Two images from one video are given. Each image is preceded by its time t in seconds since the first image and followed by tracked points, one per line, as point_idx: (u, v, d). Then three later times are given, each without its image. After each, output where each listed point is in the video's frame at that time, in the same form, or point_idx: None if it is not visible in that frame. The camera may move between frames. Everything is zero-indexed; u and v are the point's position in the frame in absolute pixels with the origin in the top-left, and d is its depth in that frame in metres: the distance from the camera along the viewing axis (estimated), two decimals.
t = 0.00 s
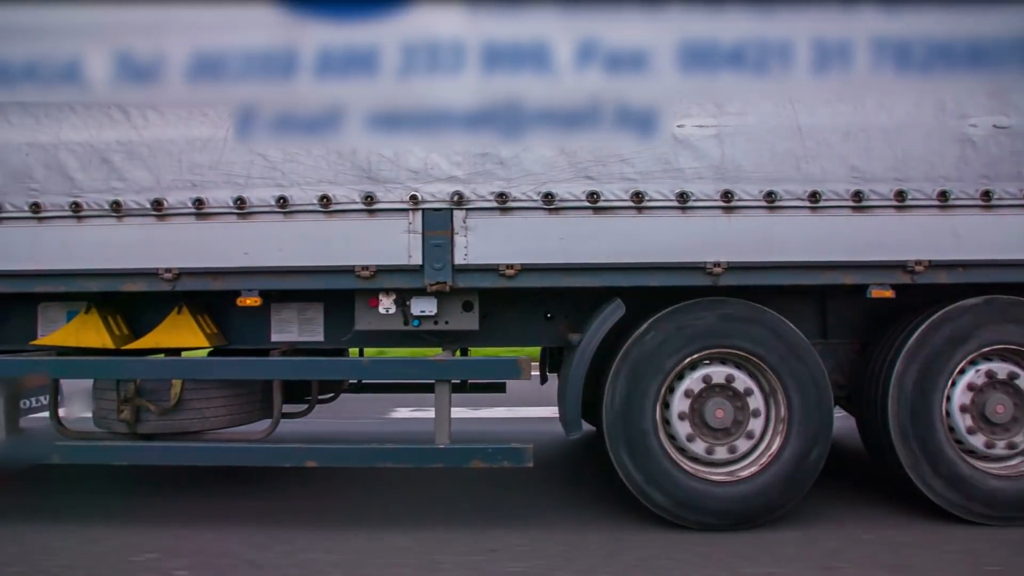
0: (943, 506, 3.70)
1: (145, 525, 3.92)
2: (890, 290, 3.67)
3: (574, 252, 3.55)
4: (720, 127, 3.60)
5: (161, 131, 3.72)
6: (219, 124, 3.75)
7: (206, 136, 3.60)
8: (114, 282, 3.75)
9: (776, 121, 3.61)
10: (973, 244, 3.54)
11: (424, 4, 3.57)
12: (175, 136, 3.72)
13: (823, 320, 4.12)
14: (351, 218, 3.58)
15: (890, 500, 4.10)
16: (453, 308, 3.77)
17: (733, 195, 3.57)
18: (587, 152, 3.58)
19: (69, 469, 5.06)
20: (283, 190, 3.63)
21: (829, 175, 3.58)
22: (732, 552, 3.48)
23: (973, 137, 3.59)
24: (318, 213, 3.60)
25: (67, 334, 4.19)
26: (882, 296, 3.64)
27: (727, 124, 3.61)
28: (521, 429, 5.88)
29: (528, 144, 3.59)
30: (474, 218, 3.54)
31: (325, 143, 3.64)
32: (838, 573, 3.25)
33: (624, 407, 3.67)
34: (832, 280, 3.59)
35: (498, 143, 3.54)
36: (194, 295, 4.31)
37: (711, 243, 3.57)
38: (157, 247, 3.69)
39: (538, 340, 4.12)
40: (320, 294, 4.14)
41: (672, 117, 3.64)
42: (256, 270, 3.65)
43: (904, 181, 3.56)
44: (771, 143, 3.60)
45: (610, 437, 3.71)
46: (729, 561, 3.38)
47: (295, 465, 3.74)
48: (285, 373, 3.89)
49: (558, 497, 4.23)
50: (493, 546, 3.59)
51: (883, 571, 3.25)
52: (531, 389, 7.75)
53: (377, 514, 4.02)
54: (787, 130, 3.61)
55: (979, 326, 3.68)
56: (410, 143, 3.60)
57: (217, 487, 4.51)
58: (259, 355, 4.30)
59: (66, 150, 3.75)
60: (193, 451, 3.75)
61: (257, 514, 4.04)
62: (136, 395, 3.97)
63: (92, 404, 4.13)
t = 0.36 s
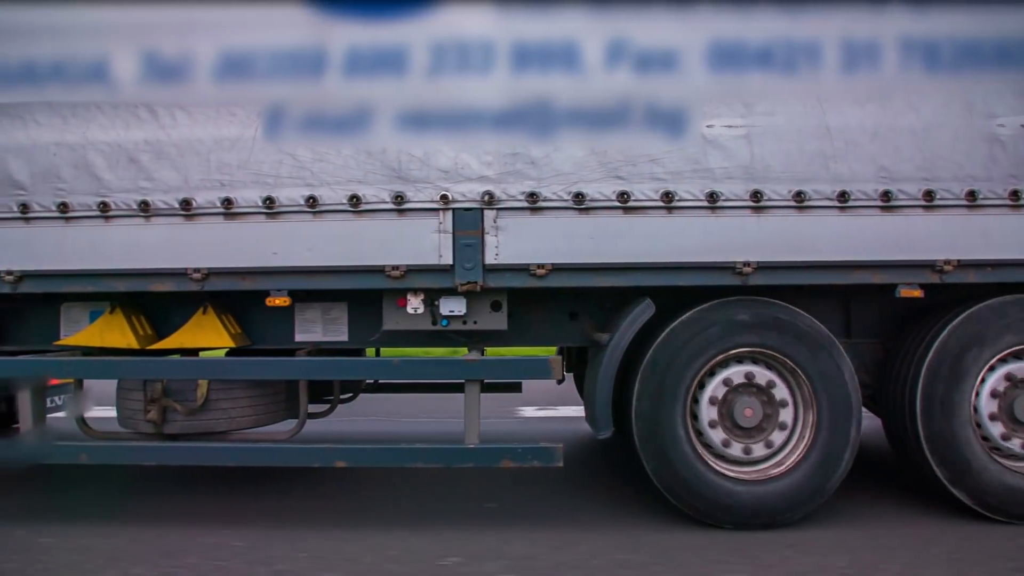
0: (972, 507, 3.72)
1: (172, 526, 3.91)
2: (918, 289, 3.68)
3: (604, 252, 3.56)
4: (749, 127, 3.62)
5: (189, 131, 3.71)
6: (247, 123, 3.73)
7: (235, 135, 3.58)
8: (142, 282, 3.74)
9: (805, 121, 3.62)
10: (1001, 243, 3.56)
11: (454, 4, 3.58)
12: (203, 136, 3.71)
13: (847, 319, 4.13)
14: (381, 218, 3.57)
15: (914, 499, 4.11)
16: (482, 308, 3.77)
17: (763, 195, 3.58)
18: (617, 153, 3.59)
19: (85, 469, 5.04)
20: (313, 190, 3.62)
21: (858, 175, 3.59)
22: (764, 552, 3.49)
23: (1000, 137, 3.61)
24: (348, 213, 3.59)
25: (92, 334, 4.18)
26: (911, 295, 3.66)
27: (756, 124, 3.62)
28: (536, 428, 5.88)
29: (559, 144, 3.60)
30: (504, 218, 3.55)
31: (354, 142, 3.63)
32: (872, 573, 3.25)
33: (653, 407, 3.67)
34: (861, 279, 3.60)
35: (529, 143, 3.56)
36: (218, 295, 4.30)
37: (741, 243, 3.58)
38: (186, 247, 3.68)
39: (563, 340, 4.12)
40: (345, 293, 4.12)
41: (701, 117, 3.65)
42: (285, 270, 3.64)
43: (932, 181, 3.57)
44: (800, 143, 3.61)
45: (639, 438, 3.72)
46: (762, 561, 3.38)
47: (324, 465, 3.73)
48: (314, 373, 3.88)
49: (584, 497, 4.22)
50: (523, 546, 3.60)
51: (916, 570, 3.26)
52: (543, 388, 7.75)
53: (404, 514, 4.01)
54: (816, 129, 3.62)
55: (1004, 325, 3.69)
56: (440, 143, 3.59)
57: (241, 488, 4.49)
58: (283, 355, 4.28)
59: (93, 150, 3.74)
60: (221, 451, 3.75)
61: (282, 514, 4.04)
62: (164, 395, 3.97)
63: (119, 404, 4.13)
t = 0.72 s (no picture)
0: (1001, 507, 3.74)
1: (198, 527, 3.91)
2: (946, 289, 3.70)
3: (635, 252, 3.57)
4: (779, 128, 3.62)
5: (217, 130, 3.69)
6: (275, 123, 3.72)
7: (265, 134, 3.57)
8: (171, 282, 3.72)
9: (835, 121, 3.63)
10: None
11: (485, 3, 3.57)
12: (232, 135, 3.70)
13: (870, 319, 4.13)
14: (411, 218, 3.56)
15: (938, 499, 4.12)
16: (510, 308, 3.78)
17: (792, 195, 3.59)
18: (647, 153, 3.61)
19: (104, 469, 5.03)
20: (342, 189, 3.60)
21: (886, 175, 3.60)
22: (794, 552, 3.49)
23: None
24: (377, 213, 3.58)
25: (116, 334, 4.19)
26: (940, 295, 3.67)
27: (786, 124, 3.63)
28: (553, 427, 5.88)
29: (589, 144, 3.61)
30: (535, 218, 3.55)
31: (383, 142, 3.62)
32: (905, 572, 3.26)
33: (683, 409, 3.68)
34: (889, 279, 3.61)
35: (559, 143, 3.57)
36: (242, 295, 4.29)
37: (770, 243, 3.59)
38: (214, 247, 3.66)
39: (588, 340, 4.13)
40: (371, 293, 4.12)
41: (731, 117, 3.66)
42: (315, 270, 3.61)
43: (960, 181, 3.59)
44: (829, 143, 3.62)
45: (668, 438, 3.73)
46: (794, 561, 3.38)
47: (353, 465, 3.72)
48: (343, 373, 3.89)
49: (609, 496, 4.23)
50: (553, 546, 3.60)
51: (949, 570, 3.26)
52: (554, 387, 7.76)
53: (431, 514, 4.01)
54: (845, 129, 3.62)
55: None
56: (471, 143, 3.59)
57: (264, 488, 4.49)
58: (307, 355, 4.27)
59: (121, 149, 3.73)
60: (249, 451, 3.75)
61: (308, 514, 4.04)
62: (190, 395, 3.96)
63: (144, 404, 4.12)
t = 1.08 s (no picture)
0: None
1: (224, 527, 3.90)
2: (975, 289, 3.72)
3: (665, 252, 3.58)
4: (808, 128, 3.63)
5: (246, 129, 3.68)
6: (304, 121, 3.71)
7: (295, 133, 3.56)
8: (199, 281, 3.73)
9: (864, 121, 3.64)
10: None
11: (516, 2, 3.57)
12: (261, 134, 3.69)
13: (894, 317, 4.12)
14: (441, 217, 3.56)
15: (962, 499, 4.13)
16: (539, 307, 3.79)
17: (822, 195, 3.60)
18: (677, 152, 3.62)
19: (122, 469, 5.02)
20: (372, 188, 3.59)
21: (915, 175, 3.61)
22: (825, 551, 3.49)
23: None
24: (407, 212, 3.58)
25: (141, 333, 4.19)
26: (968, 294, 3.69)
27: (815, 124, 3.64)
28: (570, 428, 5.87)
29: (618, 144, 3.63)
30: (566, 217, 3.55)
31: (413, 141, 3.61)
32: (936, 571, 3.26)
33: (712, 411, 3.68)
34: (918, 279, 3.62)
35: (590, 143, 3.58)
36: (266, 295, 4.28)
37: (800, 243, 3.59)
38: (243, 246, 3.65)
39: (611, 339, 4.14)
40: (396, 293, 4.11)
41: (760, 117, 3.67)
42: (346, 269, 3.60)
43: (988, 181, 3.60)
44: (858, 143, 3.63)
45: (697, 439, 3.73)
46: (825, 560, 3.38)
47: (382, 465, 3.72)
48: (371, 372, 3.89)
49: (633, 496, 4.23)
50: (583, 545, 3.60)
51: (982, 569, 3.27)
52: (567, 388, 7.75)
53: (457, 514, 4.01)
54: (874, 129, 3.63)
55: None
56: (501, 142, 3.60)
57: (286, 489, 4.48)
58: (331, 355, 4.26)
59: (150, 148, 3.73)
60: (277, 451, 3.74)
61: (333, 514, 4.03)
62: (217, 395, 3.95)
63: (169, 405, 4.11)
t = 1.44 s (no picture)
0: None
1: (252, 527, 3.91)
2: (1003, 288, 3.74)
3: (695, 252, 3.60)
4: (837, 128, 3.63)
5: (275, 128, 3.68)
6: (333, 120, 3.70)
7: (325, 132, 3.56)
8: (228, 280, 3.72)
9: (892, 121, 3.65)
10: None
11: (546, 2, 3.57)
12: (290, 133, 3.68)
13: (917, 318, 4.11)
14: (472, 216, 3.57)
15: (985, 498, 4.16)
16: (568, 307, 3.80)
17: (851, 195, 3.60)
18: (707, 152, 3.63)
19: (143, 468, 5.02)
20: (403, 188, 3.59)
21: (944, 174, 3.62)
22: (853, 551, 3.50)
23: None
24: (438, 211, 3.58)
25: (165, 333, 4.18)
26: (997, 294, 3.71)
27: (844, 124, 3.64)
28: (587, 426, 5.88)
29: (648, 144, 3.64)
30: (597, 217, 3.58)
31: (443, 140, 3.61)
32: (967, 570, 3.28)
33: (741, 411, 3.69)
34: (947, 279, 3.64)
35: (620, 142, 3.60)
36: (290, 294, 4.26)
37: (830, 244, 3.60)
38: (272, 246, 3.64)
39: (638, 339, 4.12)
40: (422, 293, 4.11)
41: (789, 117, 3.67)
42: (376, 268, 3.60)
43: (1016, 181, 3.62)
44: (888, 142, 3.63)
45: (727, 439, 3.75)
46: (856, 560, 3.39)
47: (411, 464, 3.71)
48: (397, 373, 3.88)
49: (658, 495, 4.23)
50: (612, 544, 3.61)
51: (1013, 568, 3.28)
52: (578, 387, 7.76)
53: (484, 513, 4.02)
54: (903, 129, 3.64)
55: None
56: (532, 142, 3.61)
57: (311, 489, 4.48)
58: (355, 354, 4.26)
59: (178, 147, 3.72)
60: (306, 451, 3.73)
61: (359, 514, 4.04)
62: (245, 395, 3.94)
63: (195, 405, 4.11)
